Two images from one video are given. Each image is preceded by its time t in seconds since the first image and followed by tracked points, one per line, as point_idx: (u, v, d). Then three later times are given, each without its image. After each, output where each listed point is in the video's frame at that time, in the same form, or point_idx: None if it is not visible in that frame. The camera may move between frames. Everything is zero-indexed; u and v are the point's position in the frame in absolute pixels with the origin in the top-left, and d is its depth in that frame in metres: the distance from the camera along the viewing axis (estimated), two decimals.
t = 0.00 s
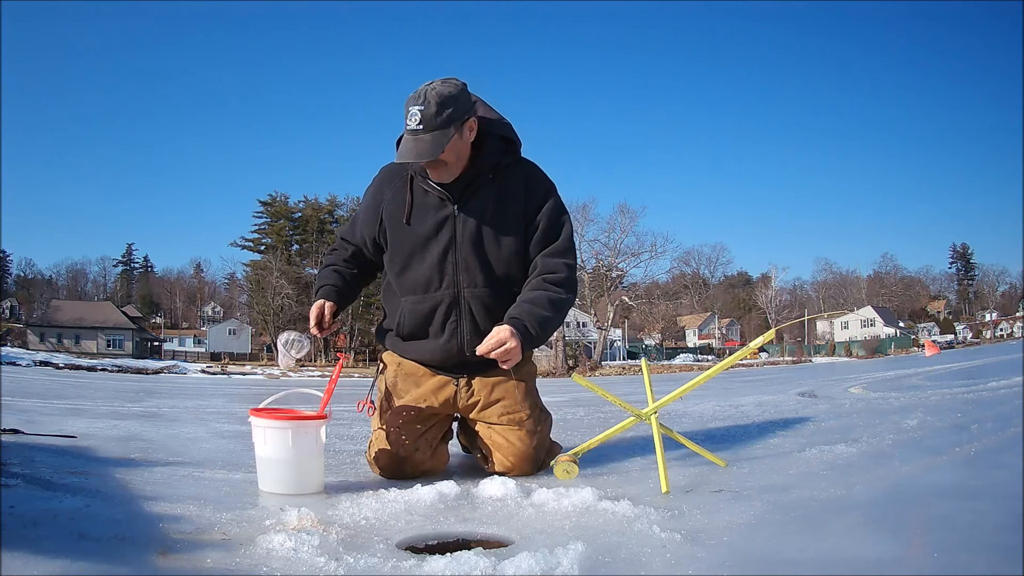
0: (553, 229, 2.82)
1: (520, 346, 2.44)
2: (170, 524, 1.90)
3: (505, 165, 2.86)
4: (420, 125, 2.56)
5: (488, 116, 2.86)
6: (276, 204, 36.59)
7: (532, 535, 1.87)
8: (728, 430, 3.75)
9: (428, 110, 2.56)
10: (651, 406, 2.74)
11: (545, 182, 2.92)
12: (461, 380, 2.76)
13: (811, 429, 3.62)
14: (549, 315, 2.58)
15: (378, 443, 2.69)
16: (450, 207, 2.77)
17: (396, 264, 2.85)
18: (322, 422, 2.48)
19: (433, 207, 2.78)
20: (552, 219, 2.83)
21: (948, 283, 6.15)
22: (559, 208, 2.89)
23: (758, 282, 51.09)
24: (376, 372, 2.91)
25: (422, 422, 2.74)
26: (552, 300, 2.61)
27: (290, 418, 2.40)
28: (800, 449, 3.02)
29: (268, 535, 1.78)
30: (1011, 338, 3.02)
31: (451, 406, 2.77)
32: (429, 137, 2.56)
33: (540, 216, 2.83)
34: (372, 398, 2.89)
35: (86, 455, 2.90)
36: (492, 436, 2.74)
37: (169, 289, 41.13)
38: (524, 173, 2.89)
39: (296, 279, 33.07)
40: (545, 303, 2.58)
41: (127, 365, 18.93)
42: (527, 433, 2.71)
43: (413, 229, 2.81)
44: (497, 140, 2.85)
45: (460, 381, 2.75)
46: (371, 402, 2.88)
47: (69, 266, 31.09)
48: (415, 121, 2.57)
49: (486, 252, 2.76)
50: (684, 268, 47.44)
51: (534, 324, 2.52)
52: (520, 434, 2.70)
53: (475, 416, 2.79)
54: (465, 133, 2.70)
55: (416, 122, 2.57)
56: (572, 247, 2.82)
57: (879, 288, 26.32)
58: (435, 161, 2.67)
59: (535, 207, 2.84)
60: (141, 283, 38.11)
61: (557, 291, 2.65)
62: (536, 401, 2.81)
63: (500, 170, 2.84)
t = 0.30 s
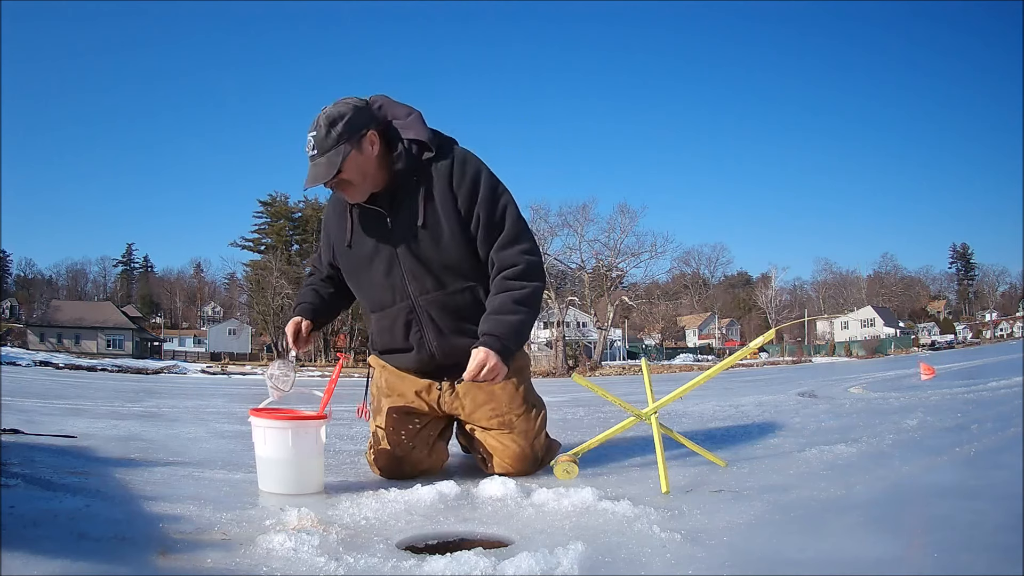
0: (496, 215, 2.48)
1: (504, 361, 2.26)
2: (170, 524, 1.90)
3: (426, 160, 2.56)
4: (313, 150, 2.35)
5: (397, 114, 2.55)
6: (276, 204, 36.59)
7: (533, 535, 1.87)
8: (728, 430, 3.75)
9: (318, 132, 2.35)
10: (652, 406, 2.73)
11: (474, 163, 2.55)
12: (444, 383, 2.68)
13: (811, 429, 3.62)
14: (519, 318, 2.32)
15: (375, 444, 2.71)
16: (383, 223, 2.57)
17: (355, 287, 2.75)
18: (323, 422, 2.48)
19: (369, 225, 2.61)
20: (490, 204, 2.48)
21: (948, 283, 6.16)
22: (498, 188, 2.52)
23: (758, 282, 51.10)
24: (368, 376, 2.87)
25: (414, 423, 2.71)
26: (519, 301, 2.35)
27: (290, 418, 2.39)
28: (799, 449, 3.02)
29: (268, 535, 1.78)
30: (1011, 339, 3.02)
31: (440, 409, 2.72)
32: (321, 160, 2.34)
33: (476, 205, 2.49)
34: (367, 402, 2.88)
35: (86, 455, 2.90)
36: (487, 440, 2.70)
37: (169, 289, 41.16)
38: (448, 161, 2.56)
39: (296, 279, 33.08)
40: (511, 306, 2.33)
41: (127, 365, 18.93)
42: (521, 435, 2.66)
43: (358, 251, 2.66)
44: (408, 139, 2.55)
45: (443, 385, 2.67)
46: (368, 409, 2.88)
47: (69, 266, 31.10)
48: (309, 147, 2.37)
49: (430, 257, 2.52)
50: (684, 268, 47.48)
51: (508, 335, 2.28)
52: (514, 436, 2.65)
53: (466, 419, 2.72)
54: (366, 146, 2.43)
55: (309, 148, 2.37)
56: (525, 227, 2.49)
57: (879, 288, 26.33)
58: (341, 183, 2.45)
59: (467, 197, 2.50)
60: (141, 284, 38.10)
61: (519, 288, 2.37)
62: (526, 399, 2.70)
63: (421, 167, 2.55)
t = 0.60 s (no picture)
0: (466, 215, 2.42)
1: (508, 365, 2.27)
2: (170, 524, 1.90)
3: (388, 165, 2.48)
4: (271, 174, 2.31)
5: (348, 123, 2.46)
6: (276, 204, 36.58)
7: (533, 535, 1.87)
8: (728, 430, 3.75)
9: (273, 155, 2.30)
10: (652, 406, 2.73)
11: (437, 162, 2.48)
12: (437, 386, 2.66)
13: (811, 429, 3.62)
14: (512, 321, 2.31)
15: (374, 445, 2.71)
16: (357, 234, 2.52)
17: (338, 297, 2.72)
18: (322, 422, 2.48)
19: (343, 237, 2.56)
20: (459, 204, 2.42)
21: (948, 283, 6.16)
22: (464, 185, 2.46)
23: (758, 282, 51.08)
24: (367, 375, 2.85)
25: (411, 423, 2.71)
26: (510, 303, 2.33)
27: (289, 418, 2.39)
28: (800, 449, 3.02)
29: (268, 535, 1.78)
30: (1011, 339, 3.02)
31: (437, 410, 2.71)
32: (280, 183, 2.29)
33: (445, 206, 2.42)
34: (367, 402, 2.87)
35: (86, 455, 2.90)
36: (485, 442, 2.70)
37: (169, 289, 41.17)
38: (410, 163, 2.48)
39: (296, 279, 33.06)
40: (502, 310, 2.31)
41: (127, 365, 18.93)
42: (518, 438, 2.65)
43: (335, 263, 2.63)
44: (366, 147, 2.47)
45: (436, 388, 2.66)
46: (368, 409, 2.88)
47: (69, 266, 31.10)
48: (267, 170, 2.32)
49: (407, 264, 2.48)
50: (683, 268, 47.49)
51: (507, 339, 2.28)
52: (511, 440, 2.64)
53: (463, 420, 2.71)
54: (323, 160, 2.37)
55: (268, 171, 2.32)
56: (499, 223, 2.43)
57: (879, 288, 26.33)
58: (304, 202, 2.40)
59: (434, 199, 2.43)
60: (141, 284, 38.10)
61: (506, 289, 2.35)
62: (521, 398, 2.66)
63: (384, 173, 2.47)
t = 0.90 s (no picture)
0: (458, 217, 2.41)
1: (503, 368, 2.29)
2: (170, 524, 1.90)
3: (378, 170, 2.48)
4: (261, 186, 2.32)
5: (335, 128, 2.45)
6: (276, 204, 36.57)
7: (533, 535, 1.87)
8: (728, 430, 3.75)
9: (261, 167, 2.31)
10: (651, 406, 2.73)
11: (427, 164, 2.47)
12: (436, 386, 2.65)
13: (811, 429, 3.62)
14: (507, 323, 2.30)
15: (375, 445, 2.71)
16: (351, 240, 2.53)
17: (334, 303, 2.72)
18: (322, 422, 2.48)
19: (337, 243, 2.57)
20: (451, 205, 2.41)
21: (948, 283, 6.15)
22: (455, 186, 2.45)
23: (758, 282, 51.04)
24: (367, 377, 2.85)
25: (411, 423, 2.71)
26: (505, 305, 2.32)
27: (289, 418, 2.39)
28: (800, 449, 3.02)
29: (268, 535, 1.78)
30: (1011, 339, 3.02)
31: (436, 410, 2.70)
32: (270, 195, 2.31)
33: (436, 209, 2.42)
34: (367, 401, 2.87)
35: (86, 456, 2.90)
36: (485, 443, 2.70)
37: (169, 289, 41.17)
38: (400, 167, 2.48)
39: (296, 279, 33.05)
40: (496, 313, 2.31)
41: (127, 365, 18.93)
42: (518, 439, 2.65)
43: (329, 269, 2.63)
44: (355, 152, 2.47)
45: (435, 388, 2.65)
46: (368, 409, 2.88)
47: (69, 266, 31.10)
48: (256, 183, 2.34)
49: (401, 268, 2.48)
50: (684, 268, 47.50)
51: (502, 342, 2.28)
52: (511, 440, 2.64)
53: (462, 421, 2.71)
54: (312, 168, 2.38)
55: (258, 183, 2.33)
56: (492, 224, 2.43)
57: (879, 288, 26.31)
58: (296, 211, 2.42)
59: (426, 202, 2.43)
60: (141, 284, 38.10)
61: (501, 291, 2.34)
62: (521, 398, 2.65)
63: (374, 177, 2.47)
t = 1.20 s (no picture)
0: (456, 218, 2.41)
1: (501, 369, 2.28)
2: (170, 524, 1.90)
3: (376, 172, 2.48)
4: (258, 191, 2.33)
5: (331, 131, 2.46)
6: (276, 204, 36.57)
7: (533, 535, 1.87)
8: (727, 430, 3.75)
9: (258, 171, 2.31)
10: (652, 406, 2.73)
11: (424, 166, 2.47)
12: (435, 387, 2.65)
13: (811, 429, 3.62)
14: (505, 325, 2.30)
15: (375, 445, 2.71)
16: (349, 243, 2.53)
17: (331, 306, 2.71)
18: (322, 422, 2.48)
19: (336, 246, 2.57)
20: (449, 207, 2.42)
21: (948, 283, 6.16)
22: (453, 187, 2.45)
23: (758, 282, 51.04)
24: (368, 377, 2.84)
25: (411, 423, 2.71)
26: (503, 307, 2.32)
27: (289, 418, 2.40)
28: (799, 449, 3.02)
29: (268, 535, 1.78)
30: (1011, 339, 3.02)
31: (435, 410, 2.70)
32: (267, 199, 2.31)
33: (434, 210, 2.42)
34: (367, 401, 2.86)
35: (86, 455, 2.90)
36: (485, 443, 2.69)
37: (169, 289, 41.17)
38: (398, 169, 2.48)
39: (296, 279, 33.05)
40: (495, 314, 2.31)
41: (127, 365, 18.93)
42: (518, 438, 2.64)
43: (327, 272, 2.62)
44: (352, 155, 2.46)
45: (435, 389, 2.65)
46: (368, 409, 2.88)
47: (69, 266, 31.11)
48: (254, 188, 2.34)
49: (399, 270, 2.48)
50: (684, 268, 47.52)
51: (501, 342, 2.28)
52: (510, 441, 2.64)
53: (461, 421, 2.70)
54: (309, 171, 2.38)
55: (255, 187, 2.34)
56: (490, 225, 2.43)
57: (879, 288, 26.29)
58: (293, 215, 2.42)
59: (423, 204, 2.43)
60: (141, 284, 38.09)
61: (500, 292, 2.34)
62: (520, 398, 2.65)
63: (372, 180, 2.47)
